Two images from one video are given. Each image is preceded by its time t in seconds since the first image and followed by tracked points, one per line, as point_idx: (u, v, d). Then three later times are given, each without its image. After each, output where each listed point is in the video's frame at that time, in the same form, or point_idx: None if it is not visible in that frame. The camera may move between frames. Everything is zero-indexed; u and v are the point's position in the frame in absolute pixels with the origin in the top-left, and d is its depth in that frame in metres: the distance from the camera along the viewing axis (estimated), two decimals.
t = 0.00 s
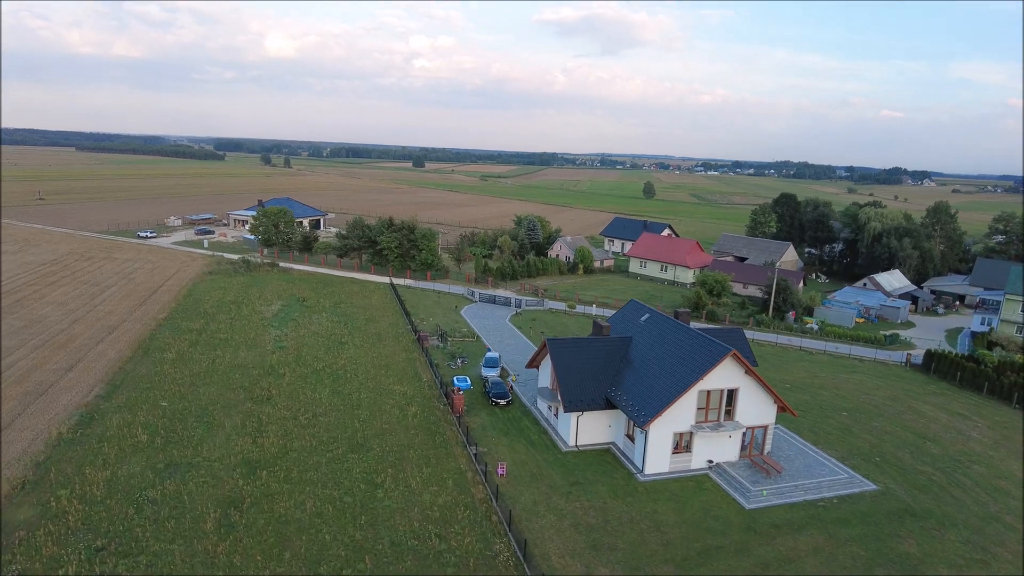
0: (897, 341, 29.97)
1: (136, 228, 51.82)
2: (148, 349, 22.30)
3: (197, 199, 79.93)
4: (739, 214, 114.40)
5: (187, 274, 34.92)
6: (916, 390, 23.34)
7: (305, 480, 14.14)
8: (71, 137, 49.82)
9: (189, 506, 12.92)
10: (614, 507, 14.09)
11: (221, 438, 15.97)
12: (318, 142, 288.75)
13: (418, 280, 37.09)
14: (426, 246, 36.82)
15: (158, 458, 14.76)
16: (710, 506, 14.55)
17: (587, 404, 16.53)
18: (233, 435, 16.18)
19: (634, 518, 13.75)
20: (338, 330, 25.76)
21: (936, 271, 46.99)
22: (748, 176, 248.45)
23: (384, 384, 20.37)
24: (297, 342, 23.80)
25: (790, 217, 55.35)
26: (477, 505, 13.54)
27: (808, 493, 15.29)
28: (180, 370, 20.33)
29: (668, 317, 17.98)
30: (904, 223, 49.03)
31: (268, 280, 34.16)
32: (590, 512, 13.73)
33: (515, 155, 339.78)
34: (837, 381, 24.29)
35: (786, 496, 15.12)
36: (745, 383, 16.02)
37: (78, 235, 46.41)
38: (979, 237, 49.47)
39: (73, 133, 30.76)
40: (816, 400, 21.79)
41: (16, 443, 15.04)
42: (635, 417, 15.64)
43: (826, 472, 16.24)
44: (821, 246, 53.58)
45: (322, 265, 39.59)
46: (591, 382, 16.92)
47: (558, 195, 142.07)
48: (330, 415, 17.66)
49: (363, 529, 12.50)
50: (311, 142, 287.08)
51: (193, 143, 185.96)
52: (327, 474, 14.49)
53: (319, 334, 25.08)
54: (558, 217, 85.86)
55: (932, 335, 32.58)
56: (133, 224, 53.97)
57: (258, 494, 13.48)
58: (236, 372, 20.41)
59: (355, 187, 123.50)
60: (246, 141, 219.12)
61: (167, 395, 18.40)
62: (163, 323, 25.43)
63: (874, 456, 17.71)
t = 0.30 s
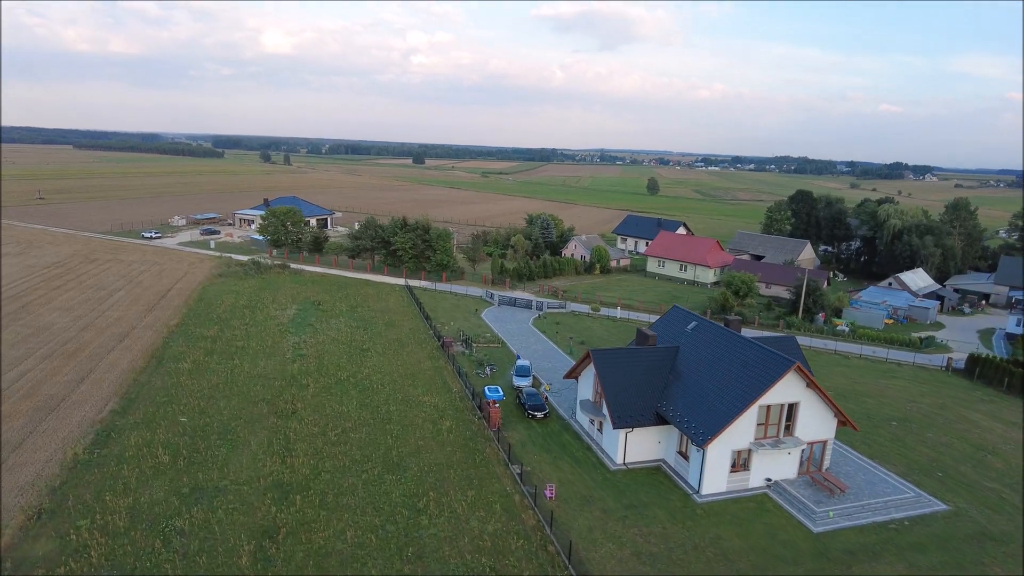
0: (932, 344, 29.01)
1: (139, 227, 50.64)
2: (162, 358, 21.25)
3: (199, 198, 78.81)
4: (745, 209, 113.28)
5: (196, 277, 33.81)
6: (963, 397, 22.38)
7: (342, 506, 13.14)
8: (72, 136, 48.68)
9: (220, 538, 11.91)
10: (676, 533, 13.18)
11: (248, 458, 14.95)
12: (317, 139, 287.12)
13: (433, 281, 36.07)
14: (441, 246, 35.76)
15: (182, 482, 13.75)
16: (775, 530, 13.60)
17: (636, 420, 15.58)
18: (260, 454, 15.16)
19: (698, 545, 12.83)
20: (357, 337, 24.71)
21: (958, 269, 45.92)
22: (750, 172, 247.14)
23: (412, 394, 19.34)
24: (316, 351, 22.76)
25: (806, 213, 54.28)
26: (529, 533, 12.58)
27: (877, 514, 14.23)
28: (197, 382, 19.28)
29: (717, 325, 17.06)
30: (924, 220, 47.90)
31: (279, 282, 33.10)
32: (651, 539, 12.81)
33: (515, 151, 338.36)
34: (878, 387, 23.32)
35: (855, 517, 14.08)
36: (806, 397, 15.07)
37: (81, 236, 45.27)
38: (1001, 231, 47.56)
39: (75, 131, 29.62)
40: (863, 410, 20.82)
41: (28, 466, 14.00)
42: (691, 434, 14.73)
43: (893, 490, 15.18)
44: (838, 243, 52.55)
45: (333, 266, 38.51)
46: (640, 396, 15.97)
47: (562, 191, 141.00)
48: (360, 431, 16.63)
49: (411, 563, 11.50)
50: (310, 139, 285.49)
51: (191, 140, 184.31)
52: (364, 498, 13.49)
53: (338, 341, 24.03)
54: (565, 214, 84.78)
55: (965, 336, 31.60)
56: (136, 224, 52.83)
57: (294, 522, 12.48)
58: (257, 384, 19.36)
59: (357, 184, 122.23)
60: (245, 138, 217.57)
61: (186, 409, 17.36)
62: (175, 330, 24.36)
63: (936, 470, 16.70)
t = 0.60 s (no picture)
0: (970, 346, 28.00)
1: (142, 226, 49.50)
2: (177, 368, 20.21)
3: (201, 195, 77.56)
4: (751, 205, 112.21)
5: (204, 278, 32.70)
6: (1013, 403, 21.40)
7: (384, 535, 12.15)
8: (73, 133, 47.47)
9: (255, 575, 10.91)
10: (744, 561, 12.22)
11: (277, 480, 13.93)
12: (316, 135, 285.30)
13: (448, 282, 35.03)
14: (456, 246, 34.73)
15: (210, 509, 12.74)
16: (848, 556, 12.61)
17: (692, 437, 14.65)
18: (290, 475, 14.14)
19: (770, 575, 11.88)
20: (378, 343, 23.65)
21: (981, 266, 44.70)
22: (752, 166, 245.89)
23: (443, 406, 18.32)
24: (338, 358, 21.72)
25: (823, 209, 53.10)
26: (590, 565, 11.65)
27: (956, 538, 13.19)
28: (216, 394, 18.23)
29: (771, 333, 16.18)
30: (946, 216, 46.55)
31: (291, 283, 32.05)
32: (719, 569, 11.86)
33: (515, 146, 336.80)
34: (923, 392, 22.33)
35: (932, 542, 13.03)
36: (873, 411, 14.09)
37: (83, 236, 44.12)
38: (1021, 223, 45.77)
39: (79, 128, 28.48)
40: (914, 418, 19.82)
41: (42, 491, 12.98)
42: (753, 452, 13.82)
43: (967, 511, 14.14)
44: (855, 240, 51.31)
45: (345, 266, 37.45)
46: (695, 411, 15.04)
47: (565, 186, 139.82)
48: (394, 448, 15.62)
49: None
50: (309, 134, 283.69)
51: (190, 136, 182.67)
52: (407, 526, 12.50)
53: (359, 348, 22.98)
54: (572, 210, 83.74)
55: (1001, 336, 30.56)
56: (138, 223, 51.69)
57: (334, 555, 11.48)
58: (279, 396, 18.31)
59: (359, 180, 121.01)
60: (244, 135, 215.97)
61: (207, 425, 16.33)
62: (188, 337, 23.31)
63: (1004, 486, 15.69)
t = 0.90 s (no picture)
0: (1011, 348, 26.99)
1: (145, 226, 48.31)
2: (192, 378, 19.12)
3: (201, 193, 76.22)
4: (757, 200, 111.22)
5: (213, 280, 31.58)
6: None
7: (433, 571, 11.15)
8: (72, 130, 46.19)
9: None
10: None
11: (311, 506, 12.90)
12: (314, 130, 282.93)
13: (464, 283, 33.98)
14: (472, 246, 33.65)
15: (241, 540, 11.72)
16: None
17: (755, 457, 13.74)
18: (323, 500, 13.11)
19: None
20: (400, 349, 22.55)
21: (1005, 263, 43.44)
22: (753, 160, 244.80)
23: (477, 418, 17.27)
24: (360, 367, 20.64)
25: (840, 206, 51.98)
26: None
27: None
28: (236, 408, 17.15)
29: (832, 343, 15.26)
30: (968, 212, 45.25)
31: (303, 285, 31.00)
32: None
33: (514, 141, 335.64)
34: (972, 398, 21.35)
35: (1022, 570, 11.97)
36: (952, 429, 13.03)
37: (85, 236, 42.92)
38: None
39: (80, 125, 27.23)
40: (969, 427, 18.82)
41: (57, 522, 11.94)
42: (824, 473, 12.86)
43: None
44: (873, 237, 50.09)
45: (357, 266, 36.38)
46: (755, 428, 14.11)
47: (568, 181, 138.58)
48: (432, 467, 14.59)
49: None
50: (307, 130, 281.55)
51: (188, 132, 180.98)
52: (456, 558, 11.51)
53: (381, 355, 21.91)
54: (578, 207, 82.68)
55: None
56: (141, 222, 50.49)
57: None
58: (303, 409, 17.24)
59: (361, 176, 119.68)
60: (241, 130, 213.98)
61: (229, 442, 15.27)
62: (201, 344, 22.22)
63: None
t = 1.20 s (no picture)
0: None
1: (148, 226, 47.18)
2: (209, 391, 18.04)
3: (202, 190, 74.92)
4: (763, 195, 110.16)
5: (222, 283, 30.45)
6: None
7: None
8: (72, 128, 44.90)
9: None
10: None
11: (349, 538, 11.84)
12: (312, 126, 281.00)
13: (482, 284, 32.92)
14: (490, 246, 32.58)
15: None
16: None
17: (826, 480, 12.74)
18: (363, 531, 12.05)
19: None
20: (424, 358, 21.49)
21: None
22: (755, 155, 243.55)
23: (516, 434, 16.22)
24: (385, 377, 19.56)
25: (858, 202, 51.12)
26: None
27: None
28: (259, 424, 16.08)
29: (900, 353, 14.23)
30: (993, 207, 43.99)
31: (317, 288, 29.96)
32: None
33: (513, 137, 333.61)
34: None
35: None
36: None
37: (87, 236, 41.74)
38: None
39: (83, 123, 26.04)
40: None
41: (74, 558, 10.90)
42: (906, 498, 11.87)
43: None
44: (892, 233, 49.00)
45: (369, 267, 35.31)
46: (824, 447, 13.13)
47: (570, 177, 137.28)
48: (475, 491, 13.56)
49: None
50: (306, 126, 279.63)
51: (186, 129, 179.23)
52: None
53: (405, 364, 20.84)
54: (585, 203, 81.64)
55: None
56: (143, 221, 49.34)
57: None
58: (330, 425, 16.15)
59: (363, 173, 118.42)
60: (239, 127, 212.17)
61: (256, 464, 14.21)
62: (214, 352, 21.14)
63: None
